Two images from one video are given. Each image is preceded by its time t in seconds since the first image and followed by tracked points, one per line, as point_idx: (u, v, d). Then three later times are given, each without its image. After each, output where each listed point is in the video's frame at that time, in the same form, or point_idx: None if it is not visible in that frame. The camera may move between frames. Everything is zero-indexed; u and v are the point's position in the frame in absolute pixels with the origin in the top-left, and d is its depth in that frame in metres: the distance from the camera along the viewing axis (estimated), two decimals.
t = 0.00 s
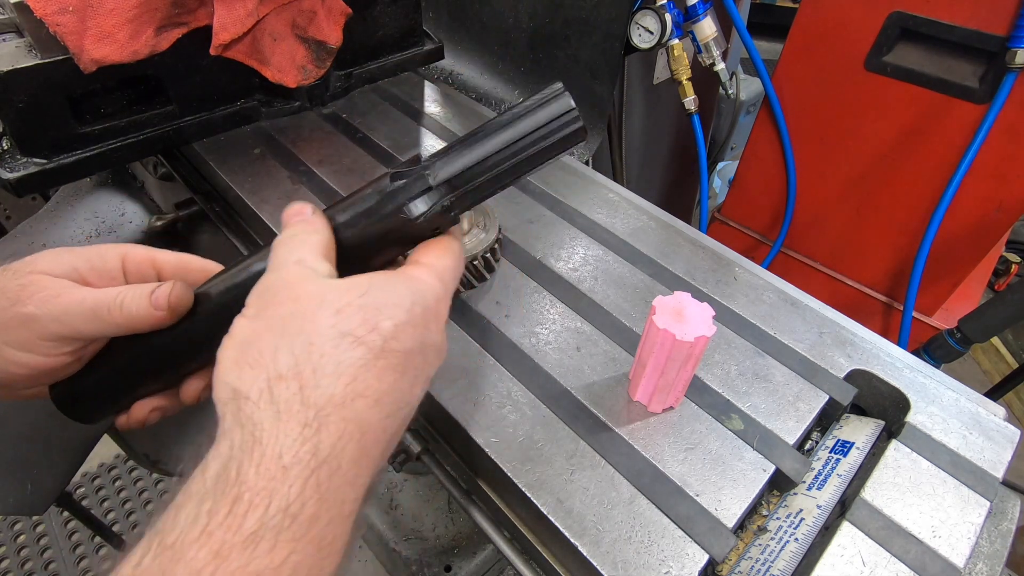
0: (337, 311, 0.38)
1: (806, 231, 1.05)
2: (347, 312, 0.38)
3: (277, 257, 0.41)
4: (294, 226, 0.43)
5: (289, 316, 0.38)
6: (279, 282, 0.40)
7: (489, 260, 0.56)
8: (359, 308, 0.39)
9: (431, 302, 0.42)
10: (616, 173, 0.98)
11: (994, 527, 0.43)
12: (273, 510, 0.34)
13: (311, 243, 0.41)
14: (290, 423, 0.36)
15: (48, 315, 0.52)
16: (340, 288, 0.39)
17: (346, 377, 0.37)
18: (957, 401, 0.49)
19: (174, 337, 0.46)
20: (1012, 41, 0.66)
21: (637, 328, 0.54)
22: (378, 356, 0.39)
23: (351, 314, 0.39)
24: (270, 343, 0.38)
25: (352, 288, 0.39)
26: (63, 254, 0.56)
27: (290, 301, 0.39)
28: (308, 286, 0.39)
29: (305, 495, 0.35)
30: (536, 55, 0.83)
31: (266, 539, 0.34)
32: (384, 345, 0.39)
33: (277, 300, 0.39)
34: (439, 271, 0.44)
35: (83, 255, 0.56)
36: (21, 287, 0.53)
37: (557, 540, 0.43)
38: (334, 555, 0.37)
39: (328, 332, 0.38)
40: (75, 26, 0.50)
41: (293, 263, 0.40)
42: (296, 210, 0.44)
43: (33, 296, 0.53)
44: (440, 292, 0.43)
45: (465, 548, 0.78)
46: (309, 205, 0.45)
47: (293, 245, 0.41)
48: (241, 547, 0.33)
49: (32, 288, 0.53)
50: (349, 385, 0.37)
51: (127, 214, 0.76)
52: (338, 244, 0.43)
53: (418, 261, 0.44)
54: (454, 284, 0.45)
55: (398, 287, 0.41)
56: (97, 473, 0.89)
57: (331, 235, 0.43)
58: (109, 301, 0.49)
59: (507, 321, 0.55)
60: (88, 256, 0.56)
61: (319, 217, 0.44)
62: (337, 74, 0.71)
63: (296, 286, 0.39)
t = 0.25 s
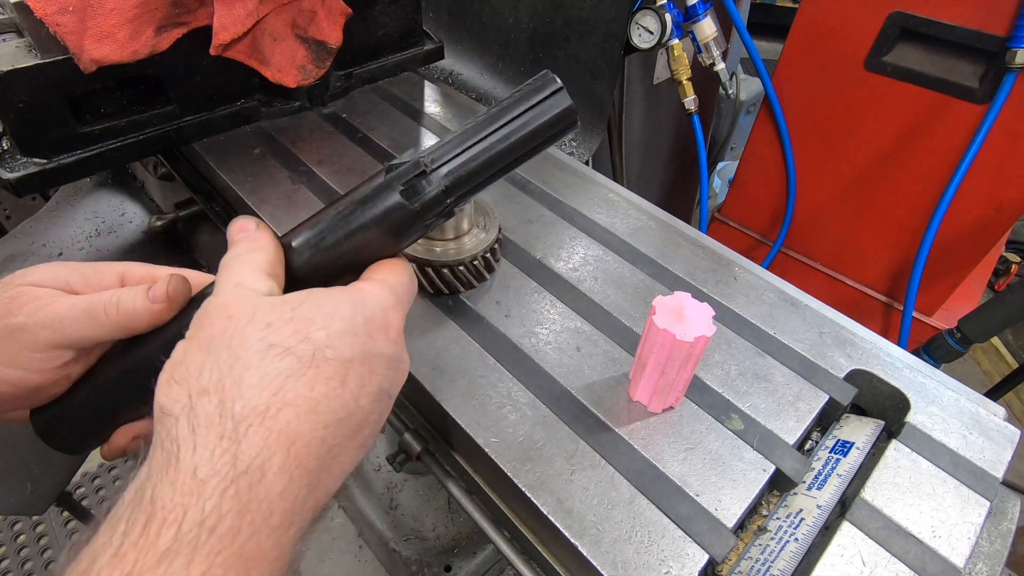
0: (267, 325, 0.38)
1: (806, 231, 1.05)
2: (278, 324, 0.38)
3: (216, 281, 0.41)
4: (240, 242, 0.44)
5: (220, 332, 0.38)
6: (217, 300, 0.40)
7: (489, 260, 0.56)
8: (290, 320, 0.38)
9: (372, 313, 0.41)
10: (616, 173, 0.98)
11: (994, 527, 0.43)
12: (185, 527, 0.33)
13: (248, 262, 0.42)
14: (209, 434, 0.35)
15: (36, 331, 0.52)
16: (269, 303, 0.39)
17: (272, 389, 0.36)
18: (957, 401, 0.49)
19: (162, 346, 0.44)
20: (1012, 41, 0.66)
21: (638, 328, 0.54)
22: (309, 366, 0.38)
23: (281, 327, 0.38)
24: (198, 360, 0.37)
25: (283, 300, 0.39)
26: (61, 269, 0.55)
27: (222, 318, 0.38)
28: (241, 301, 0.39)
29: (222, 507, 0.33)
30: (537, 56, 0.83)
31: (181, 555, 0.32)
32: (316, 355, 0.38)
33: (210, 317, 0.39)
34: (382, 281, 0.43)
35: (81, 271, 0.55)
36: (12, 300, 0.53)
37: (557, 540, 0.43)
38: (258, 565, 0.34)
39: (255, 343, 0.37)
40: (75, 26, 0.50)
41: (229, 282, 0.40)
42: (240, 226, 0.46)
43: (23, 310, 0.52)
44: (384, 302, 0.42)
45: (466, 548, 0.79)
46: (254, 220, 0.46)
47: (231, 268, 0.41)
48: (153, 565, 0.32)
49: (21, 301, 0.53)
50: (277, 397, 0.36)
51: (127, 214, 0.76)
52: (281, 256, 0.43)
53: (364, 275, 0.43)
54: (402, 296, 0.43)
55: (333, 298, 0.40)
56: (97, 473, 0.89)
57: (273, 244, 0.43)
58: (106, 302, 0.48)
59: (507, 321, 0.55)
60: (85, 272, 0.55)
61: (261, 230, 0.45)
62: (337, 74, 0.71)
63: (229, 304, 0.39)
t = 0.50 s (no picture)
0: (228, 306, 0.37)
1: (806, 232, 1.05)
2: (238, 304, 0.37)
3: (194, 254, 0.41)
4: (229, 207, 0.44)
5: (180, 317, 0.37)
6: (181, 281, 0.39)
7: (489, 260, 0.57)
8: (252, 299, 0.37)
9: (347, 285, 0.40)
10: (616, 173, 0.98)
11: (994, 527, 0.43)
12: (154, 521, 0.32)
13: (230, 233, 0.41)
14: (167, 425, 0.34)
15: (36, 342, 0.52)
16: (233, 282, 0.38)
17: (232, 372, 0.35)
18: (956, 401, 0.49)
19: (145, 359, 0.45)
20: (1012, 41, 0.66)
21: (638, 328, 0.54)
22: (273, 345, 0.37)
23: (243, 307, 0.37)
24: (157, 346, 0.37)
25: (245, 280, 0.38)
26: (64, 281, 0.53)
27: (185, 301, 0.38)
28: (203, 283, 0.38)
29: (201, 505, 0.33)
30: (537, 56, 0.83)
31: (137, 546, 0.32)
32: (280, 334, 0.37)
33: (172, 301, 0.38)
34: (360, 253, 0.42)
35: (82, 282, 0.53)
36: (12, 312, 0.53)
37: (557, 540, 0.43)
38: (227, 554, 0.33)
39: (214, 326, 0.36)
40: (75, 26, 0.50)
41: (198, 263, 0.40)
42: (228, 187, 0.45)
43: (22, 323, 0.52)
44: (366, 272, 0.41)
45: (465, 549, 0.79)
46: (243, 183, 0.46)
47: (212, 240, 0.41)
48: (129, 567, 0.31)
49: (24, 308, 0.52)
50: (240, 380, 0.35)
51: (127, 213, 0.76)
52: (269, 225, 0.43)
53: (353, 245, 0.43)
54: (385, 265, 0.43)
55: (302, 273, 0.39)
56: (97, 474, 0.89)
57: (261, 212, 0.43)
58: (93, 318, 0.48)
59: (507, 321, 0.55)
60: (88, 284, 0.53)
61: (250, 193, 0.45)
62: (337, 74, 0.71)
63: (192, 286, 0.38)
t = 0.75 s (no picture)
0: (229, 310, 0.37)
1: (806, 232, 1.05)
2: (239, 308, 0.37)
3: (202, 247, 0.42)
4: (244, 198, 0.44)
5: (182, 321, 0.37)
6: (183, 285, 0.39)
7: (489, 260, 0.57)
8: (253, 303, 0.38)
9: (348, 290, 0.40)
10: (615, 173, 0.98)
11: (994, 527, 0.43)
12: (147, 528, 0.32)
13: (242, 229, 0.42)
14: (162, 433, 0.34)
15: (16, 391, 0.48)
16: (236, 285, 0.38)
17: (231, 380, 0.35)
18: (956, 401, 0.49)
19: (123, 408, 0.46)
20: (1012, 41, 0.66)
21: (638, 328, 0.54)
22: (272, 351, 0.37)
23: (243, 311, 0.37)
24: (157, 351, 0.37)
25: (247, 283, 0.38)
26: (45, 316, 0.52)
27: (188, 303, 0.38)
28: (206, 285, 0.38)
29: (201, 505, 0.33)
30: (537, 56, 0.83)
31: (132, 556, 0.31)
32: (281, 341, 0.37)
33: (175, 303, 0.38)
34: (359, 257, 0.42)
35: (66, 313, 0.52)
36: None
37: (557, 540, 0.43)
38: (223, 565, 0.33)
39: (214, 332, 0.37)
40: (75, 26, 0.50)
41: (203, 263, 0.40)
42: (245, 173, 0.45)
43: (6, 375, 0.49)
44: (366, 274, 0.41)
45: (465, 548, 0.79)
46: (260, 170, 0.46)
47: (227, 234, 0.42)
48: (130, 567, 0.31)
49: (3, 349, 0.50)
50: (239, 386, 0.35)
51: (127, 213, 0.76)
52: (283, 222, 0.44)
53: (351, 246, 0.43)
54: (386, 267, 0.43)
55: (302, 277, 0.39)
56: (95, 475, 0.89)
57: (277, 208, 0.44)
58: (70, 391, 0.46)
59: (507, 321, 0.55)
60: (75, 316, 0.52)
61: (268, 184, 0.45)
62: (337, 74, 0.71)
63: (196, 287, 0.38)
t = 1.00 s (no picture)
0: (219, 301, 0.37)
1: (806, 231, 1.05)
2: (228, 298, 0.37)
3: (198, 235, 0.41)
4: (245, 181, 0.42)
5: (173, 313, 0.37)
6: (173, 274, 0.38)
7: (489, 260, 0.57)
8: (243, 293, 0.37)
9: (339, 280, 0.40)
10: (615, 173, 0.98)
11: (994, 527, 0.43)
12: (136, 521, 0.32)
13: (240, 217, 0.41)
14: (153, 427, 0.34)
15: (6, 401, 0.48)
16: (225, 274, 0.38)
17: (222, 372, 0.35)
18: (956, 401, 0.49)
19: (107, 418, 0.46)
20: (1012, 41, 0.66)
21: (637, 328, 0.54)
22: (263, 345, 0.36)
23: (233, 302, 0.37)
24: (148, 343, 0.36)
25: (237, 272, 0.38)
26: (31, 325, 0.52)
27: (179, 294, 0.37)
28: (197, 276, 0.38)
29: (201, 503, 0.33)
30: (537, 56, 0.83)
31: (121, 548, 0.31)
32: (272, 333, 0.37)
33: (166, 293, 0.38)
34: (345, 245, 0.42)
35: (51, 322, 0.53)
36: None
37: (557, 540, 0.43)
38: (215, 556, 0.33)
39: (204, 325, 0.36)
40: (75, 26, 0.50)
41: (198, 251, 0.39)
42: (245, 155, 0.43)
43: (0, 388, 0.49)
44: (355, 264, 0.41)
45: (465, 548, 0.80)
46: (259, 151, 0.44)
47: (223, 221, 0.41)
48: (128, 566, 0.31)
49: None
50: (230, 379, 0.35)
51: (127, 213, 0.76)
52: (281, 208, 0.43)
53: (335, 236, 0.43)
54: (374, 255, 0.43)
55: (292, 267, 0.39)
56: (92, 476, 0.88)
57: (276, 193, 0.43)
58: (58, 397, 0.46)
59: (507, 321, 0.55)
60: (56, 322, 0.53)
61: (268, 168, 0.43)
62: (337, 74, 0.71)
63: (187, 277, 0.38)
